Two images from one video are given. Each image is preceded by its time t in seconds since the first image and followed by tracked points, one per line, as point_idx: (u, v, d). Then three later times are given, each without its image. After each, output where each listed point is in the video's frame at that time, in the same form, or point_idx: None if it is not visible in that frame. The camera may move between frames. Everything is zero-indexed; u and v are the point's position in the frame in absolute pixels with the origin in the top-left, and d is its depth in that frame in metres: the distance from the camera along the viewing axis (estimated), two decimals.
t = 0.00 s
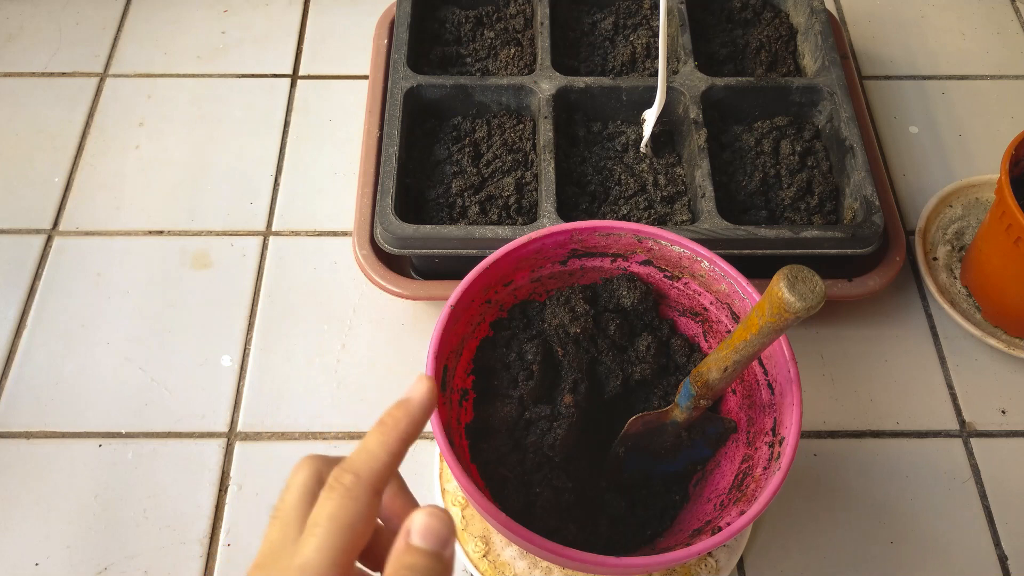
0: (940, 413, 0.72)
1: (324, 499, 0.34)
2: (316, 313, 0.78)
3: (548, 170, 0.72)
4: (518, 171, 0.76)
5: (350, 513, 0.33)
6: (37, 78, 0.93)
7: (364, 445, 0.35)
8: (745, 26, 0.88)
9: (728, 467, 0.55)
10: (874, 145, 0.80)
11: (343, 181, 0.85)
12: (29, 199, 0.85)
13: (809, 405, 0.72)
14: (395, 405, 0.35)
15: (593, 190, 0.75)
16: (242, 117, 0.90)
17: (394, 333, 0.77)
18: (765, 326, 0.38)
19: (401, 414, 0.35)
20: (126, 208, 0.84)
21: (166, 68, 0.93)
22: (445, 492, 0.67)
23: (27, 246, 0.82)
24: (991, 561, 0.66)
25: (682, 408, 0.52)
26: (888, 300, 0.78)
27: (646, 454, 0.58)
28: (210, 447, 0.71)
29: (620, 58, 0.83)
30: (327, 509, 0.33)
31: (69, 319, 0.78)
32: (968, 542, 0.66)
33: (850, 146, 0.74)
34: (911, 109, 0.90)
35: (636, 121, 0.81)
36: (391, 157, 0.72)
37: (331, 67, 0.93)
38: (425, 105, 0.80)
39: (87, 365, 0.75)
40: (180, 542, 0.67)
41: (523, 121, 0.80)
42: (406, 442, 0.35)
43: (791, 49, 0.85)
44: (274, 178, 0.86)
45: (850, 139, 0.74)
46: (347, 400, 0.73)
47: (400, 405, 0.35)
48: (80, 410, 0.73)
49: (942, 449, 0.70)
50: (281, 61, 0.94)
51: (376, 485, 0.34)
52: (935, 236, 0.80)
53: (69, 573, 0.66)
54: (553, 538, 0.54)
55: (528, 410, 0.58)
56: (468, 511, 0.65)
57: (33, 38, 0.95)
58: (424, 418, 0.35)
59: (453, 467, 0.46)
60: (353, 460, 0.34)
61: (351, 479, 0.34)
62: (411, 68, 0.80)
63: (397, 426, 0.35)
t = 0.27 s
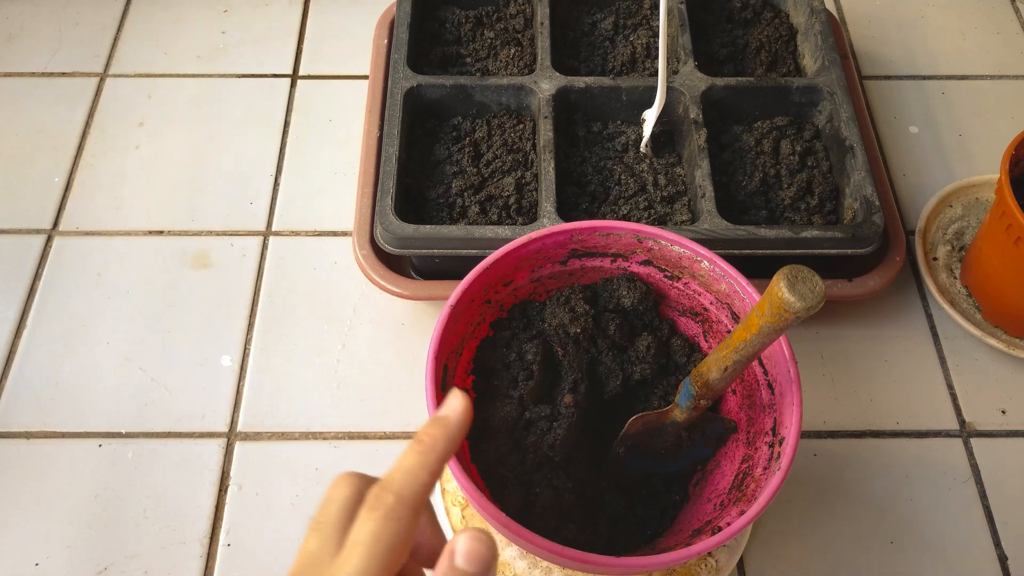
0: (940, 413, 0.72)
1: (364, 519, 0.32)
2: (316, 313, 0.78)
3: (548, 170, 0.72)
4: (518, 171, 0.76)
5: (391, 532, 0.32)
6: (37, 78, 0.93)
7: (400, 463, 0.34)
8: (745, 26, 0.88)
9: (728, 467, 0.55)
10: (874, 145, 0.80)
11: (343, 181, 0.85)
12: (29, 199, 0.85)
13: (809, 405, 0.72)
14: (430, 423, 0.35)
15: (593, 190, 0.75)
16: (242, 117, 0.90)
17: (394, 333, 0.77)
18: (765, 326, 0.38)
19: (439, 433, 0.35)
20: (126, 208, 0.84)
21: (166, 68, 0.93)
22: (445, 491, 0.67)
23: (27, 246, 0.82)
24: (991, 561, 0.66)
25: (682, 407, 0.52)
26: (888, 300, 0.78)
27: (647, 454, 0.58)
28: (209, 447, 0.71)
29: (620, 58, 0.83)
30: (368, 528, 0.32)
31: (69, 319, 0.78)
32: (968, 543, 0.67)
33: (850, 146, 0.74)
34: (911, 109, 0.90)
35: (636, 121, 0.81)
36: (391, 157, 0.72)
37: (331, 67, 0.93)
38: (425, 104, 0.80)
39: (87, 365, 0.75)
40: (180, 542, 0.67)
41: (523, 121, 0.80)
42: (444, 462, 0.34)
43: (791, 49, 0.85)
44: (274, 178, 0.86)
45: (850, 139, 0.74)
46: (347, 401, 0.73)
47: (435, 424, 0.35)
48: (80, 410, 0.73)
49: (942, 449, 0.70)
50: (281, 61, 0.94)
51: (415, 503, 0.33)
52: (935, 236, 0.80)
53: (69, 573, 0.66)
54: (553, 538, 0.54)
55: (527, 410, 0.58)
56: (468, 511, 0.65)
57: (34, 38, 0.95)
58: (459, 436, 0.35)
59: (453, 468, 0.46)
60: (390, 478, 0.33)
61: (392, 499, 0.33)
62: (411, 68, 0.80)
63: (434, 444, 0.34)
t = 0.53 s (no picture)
0: (940, 413, 0.72)
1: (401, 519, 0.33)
2: (317, 313, 0.78)
3: (548, 170, 0.72)
4: (518, 171, 0.76)
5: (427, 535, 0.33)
6: (37, 78, 0.93)
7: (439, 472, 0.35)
8: (745, 26, 0.88)
9: (728, 467, 0.55)
10: (874, 145, 0.80)
11: (343, 181, 0.85)
12: (29, 199, 0.85)
13: (809, 405, 0.72)
14: (469, 438, 0.36)
15: (593, 190, 0.75)
16: (242, 117, 0.90)
17: (393, 333, 0.77)
18: (765, 326, 0.38)
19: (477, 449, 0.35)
20: (126, 208, 0.84)
21: (167, 68, 0.93)
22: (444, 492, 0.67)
23: (27, 246, 0.82)
24: (991, 561, 0.66)
25: (682, 407, 0.52)
26: (889, 300, 0.78)
27: (647, 455, 0.58)
28: (210, 447, 0.71)
29: (620, 58, 0.83)
30: (405, 528, 0.33)
31: (69, 319, 0.78)
32: (968, 542, 0.67)
33: (850, 146, 0.74)
34: (911, 109, 0.90)
35: (636, 121, 0.81)
36: (391, 157, 0.72)
37: (331, 67, 0.93)
38: (425, 104, 0.80)
39: (87, 365, 0.75)
40: (180, 542, 0.67)
41: (523, 121, 0.80)
42: (480, 476, 0.35)
43: (791, 49, 0.85)
44: (274, 178, 0.86)
45: (850, 139, 0.74)
46: (347, 401, 0.73)
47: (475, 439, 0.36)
48: (80, 410, 0.73)
49: (942, 449, 0.70)
50: (281, 61, 0.94)
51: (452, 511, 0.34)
52: (935, 236, 0.80)
53: (69, 573, 0.66)
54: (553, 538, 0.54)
55: (527, 410, 0.58)
56: (468, 512, 0.65)
57: (33, 38, 0.95)
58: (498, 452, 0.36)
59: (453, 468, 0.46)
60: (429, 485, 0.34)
61: (430, 504, 0.34)
62: (411, 68, 0.80)
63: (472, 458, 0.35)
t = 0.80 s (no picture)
0: (940, 413, 0.72)
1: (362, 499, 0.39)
2: (317, 313, 0.78)
3: (548, 170, 0.72)
4: (518, 171, 0.76)
5: (387, 510, 0.39)
6: (37, 78, 0.93)
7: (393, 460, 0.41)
8: (745, 26, 0.88)
9: (728, 467, 0.55)
10: (874, 145, 0.80)
11: (343, 181, 0.85)
12: (28, 199, 0.85)
13: (809, 405, 0.72)
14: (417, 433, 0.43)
15: (593, 190, 0.75)
16: (242, 117, 0.90)
17: (393, 333, 0.77)
18: (764, 327, 0.38)
19: (424, 440, 0.42)
20: (126, 208, 0.84)
21: (167, 68, 0.93)
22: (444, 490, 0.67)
23: (27, 246, 0.82)
24: (991, 561, 0.66)
25: (682, 407, 0.52)
26: (888, 300, 0.78)
27: (647, 454, 0.58)
28: (210, 447, 0.71)
29: (620, 58, 0.83)
30: (365, 505, 0.38)
31: (69, 319, 0.78)
32: (968, 542, 0.67)
33: (850, 146, 0.74)
34: (911, 109, 0.90)
35: (636, 120, 0.81)
36: (391, 157, 0.72)
37: (331, 67, 0.93)
38: (425, 104, 0.80)
39: (87, 365, 0.75)
40: (180, 542, 0.67)
41: (523, 121, 0.80)
42: (429, 459, 0.42)
43: (791, 49, 0.85)
44: (274, 178, 0.86)
45: (850, 139, 0.74)
46: (347, 401, 0.73)
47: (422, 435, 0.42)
48: (80, 410, 0.73)
49: (942, 449, 0.70)
50: (281, 61, 0.94)
51: (404, 489, 0.40)
52: (935, 236, 0.80)
53: (69, 573, 0.66)
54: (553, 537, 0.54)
55: (528, 410, 0.58)
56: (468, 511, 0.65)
57: (33, 38, 0.95)
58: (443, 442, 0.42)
59: (453, 468, 0.46)
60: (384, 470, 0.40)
61: (385, 482, 0.40)
62: (411, 68, 0.80)
63: (421, 445, 0.42)
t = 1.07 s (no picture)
0: (940, 413, 0.72)
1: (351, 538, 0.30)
2: (317, 313, 0.78)
3: (548, 170, 0.72)
4: (518, 171, 0.76)
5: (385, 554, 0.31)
6: (37, 78, 0.93)
7: (388, 483, 0.32)
8: (745, 26, 0.88)
9: (728, 467, 0.55)
10: (874, 145, 0.80)
11: (343, 181, 0.85)
12: (28, 199, 0.85)
13: (809, 405, 0.72)
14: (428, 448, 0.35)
15: (593, 190, 0.75)
16: (242, 117, 0.90)
17: (393, 334, 0.77)
18: (765, 326, 0.38)
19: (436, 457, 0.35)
20: (126, 209, 0.84)
21: (167, 68, 0.93)
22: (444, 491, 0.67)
23: (27, 247, 0.82)
24: (991, 561, 0.66)
25: (682, 407, 0.52)
26: (888, 300, 0.78)
27: (647, 454, 0.58)
28: (210, 447, 0.71)
29: (620, 58, 0.83)
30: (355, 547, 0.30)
31: (69, 319, 0.78)
32: (968, 542, 0.67)
33: (850, 146, 0.74)
34: (911, 109, 0.90)
35: (636, 121, 0.81)
36: (391, 157, 0.72)
37: (331, 67, 0.93)
38: (426, 104, 0.80)
39: (87, 365, 0.75)
40: (180, 542, 0.67)
41: (523, 121, 0.80)
42: (437, 482, 0.34)
43: (791, 49, 0.85)
44: (274, 178, 0.86)
45: (850, 139, 0.74)
46: (347, 401, 0.73)
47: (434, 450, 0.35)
48: (80, 410, 0.73)
49: (942, 449, 0.70)
50: (281, 61, 0.94)
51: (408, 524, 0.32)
52: (935, 236, 0.80)
53: (69, 573, 0.66)
54: (553, 537, 0.54)
55: (527, 410, 0.58)
56: (468, 511, 0.65)
57: (33, 38, 0.95)
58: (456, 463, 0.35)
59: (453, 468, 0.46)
60: (377, 498, 0.32)
61: (381, 514, 0.31)
62: (411, 68, 0.80)
63: (427, 469, 0.34)
